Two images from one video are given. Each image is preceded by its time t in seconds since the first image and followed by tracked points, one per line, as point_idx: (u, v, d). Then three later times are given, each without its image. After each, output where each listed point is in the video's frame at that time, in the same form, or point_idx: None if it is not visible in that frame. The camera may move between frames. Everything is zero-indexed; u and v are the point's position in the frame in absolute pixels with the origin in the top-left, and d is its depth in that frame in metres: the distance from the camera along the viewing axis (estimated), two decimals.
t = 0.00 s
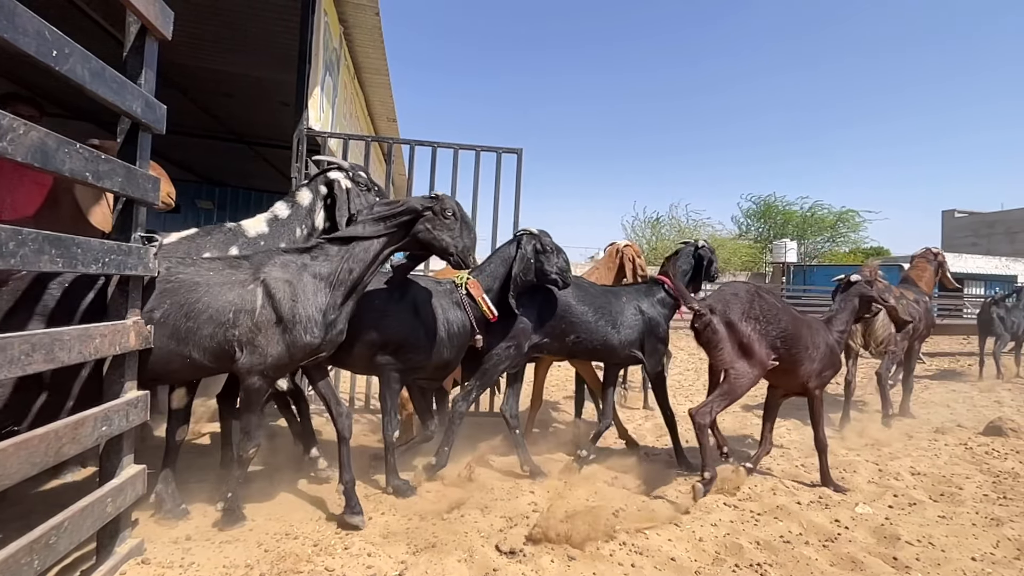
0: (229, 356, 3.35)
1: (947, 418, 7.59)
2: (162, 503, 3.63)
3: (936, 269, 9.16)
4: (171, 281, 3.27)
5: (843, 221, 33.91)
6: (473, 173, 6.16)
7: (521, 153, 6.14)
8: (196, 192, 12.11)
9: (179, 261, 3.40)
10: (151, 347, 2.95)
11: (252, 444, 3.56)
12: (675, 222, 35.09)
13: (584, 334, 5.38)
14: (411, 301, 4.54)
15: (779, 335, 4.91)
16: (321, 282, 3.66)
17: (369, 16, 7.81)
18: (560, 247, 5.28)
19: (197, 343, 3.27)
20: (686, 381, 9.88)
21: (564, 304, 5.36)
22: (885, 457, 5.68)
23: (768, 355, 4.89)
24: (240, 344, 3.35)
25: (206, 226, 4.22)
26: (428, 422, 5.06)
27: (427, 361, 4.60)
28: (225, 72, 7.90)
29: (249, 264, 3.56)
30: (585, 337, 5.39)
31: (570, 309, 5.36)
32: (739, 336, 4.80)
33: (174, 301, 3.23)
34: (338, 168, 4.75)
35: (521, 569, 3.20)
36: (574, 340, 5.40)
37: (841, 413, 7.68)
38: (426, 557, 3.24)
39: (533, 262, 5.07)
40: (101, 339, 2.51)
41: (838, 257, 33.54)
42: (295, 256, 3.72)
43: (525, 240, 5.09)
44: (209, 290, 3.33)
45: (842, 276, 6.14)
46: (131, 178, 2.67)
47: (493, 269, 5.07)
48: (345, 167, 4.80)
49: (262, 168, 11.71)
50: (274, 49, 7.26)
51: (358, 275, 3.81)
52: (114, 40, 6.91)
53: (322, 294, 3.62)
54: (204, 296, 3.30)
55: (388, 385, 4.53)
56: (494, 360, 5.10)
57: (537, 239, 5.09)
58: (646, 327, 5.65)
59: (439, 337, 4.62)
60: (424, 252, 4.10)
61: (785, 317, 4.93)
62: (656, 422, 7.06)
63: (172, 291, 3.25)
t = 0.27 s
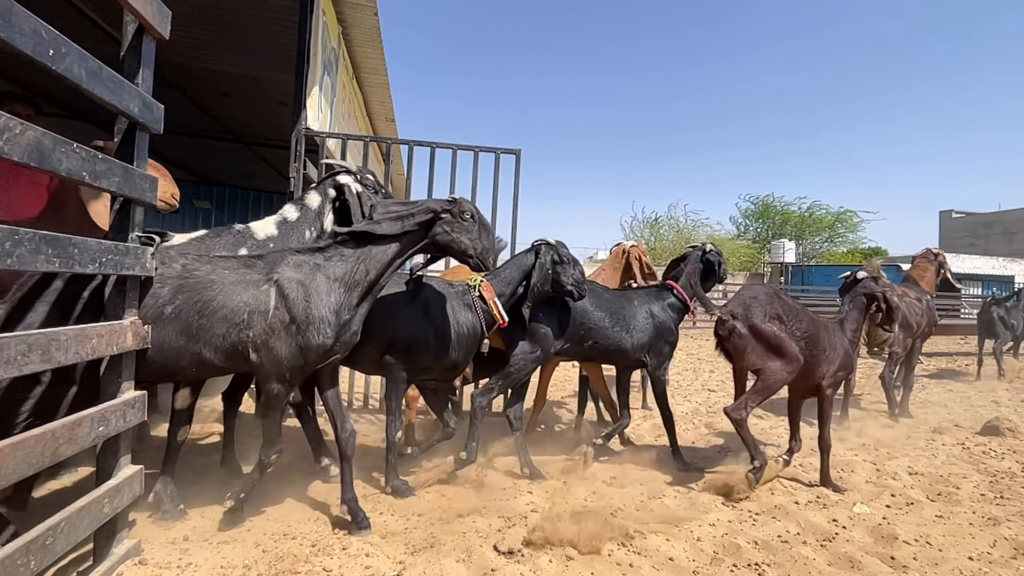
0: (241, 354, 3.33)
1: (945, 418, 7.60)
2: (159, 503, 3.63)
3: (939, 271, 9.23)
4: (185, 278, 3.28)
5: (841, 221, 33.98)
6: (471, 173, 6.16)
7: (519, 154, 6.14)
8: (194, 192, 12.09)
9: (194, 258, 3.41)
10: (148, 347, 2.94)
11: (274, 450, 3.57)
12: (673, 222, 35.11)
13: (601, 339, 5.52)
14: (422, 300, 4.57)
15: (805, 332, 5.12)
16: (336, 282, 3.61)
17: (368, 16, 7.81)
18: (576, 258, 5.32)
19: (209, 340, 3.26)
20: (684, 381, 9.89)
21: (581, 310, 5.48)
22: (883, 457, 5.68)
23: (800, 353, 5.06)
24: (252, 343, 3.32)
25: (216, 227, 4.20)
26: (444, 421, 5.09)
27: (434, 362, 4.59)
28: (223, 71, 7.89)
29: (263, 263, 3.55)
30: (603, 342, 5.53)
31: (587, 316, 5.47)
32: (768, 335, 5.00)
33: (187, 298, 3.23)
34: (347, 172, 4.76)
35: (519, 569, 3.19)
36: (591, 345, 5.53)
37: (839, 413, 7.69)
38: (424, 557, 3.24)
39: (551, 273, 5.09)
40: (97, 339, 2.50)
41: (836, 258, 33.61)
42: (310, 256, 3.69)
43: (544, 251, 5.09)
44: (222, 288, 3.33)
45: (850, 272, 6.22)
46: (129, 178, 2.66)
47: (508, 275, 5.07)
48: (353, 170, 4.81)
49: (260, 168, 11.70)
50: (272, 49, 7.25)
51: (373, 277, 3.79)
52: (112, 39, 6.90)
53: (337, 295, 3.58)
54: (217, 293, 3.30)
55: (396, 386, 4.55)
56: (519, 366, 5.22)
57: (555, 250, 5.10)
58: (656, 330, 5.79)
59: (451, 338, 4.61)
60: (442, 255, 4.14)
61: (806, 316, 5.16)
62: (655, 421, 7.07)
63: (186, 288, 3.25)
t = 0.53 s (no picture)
0: (256, 357, 3.32)
1: (943, 418, 7.61)
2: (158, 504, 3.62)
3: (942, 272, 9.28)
4: (204, 277, 3.27)
5: (840, 221, 34.02)
6: (470, 174, 6.16)
7: (518, 154, 6.15)
8: (193, 192, 12.08)
9: (212, 257, 3.39)
10: (146, 348, 2.94)
11: (300, 460, 3.61)
12: (672, 222, 35.13)
13: (618, 345, 5.57)
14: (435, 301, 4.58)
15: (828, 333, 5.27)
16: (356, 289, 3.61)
17: (367, 16, 7.80)
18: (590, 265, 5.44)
19: (224, 340, 3.23)
20: (683, 381, 9.90)
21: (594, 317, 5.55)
22: (881, 457, 5.69)
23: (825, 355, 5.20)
24: (269, 347, 3.32)
25: (226, 230, 4.19)
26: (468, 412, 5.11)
27: (442, 362, 4.59)
28: (222, 71, 7.88)
29: (282, 265, 3.53)
30: (620, 347, 5.58)
31: (602, 323, 5.54)
32: (793, 340, 5.14)
33: (204, 296, 3.21)
34: (355, 176, 4.75)
35: (518, 570, 3.19)
36: (608, 351, 5.58)
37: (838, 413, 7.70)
38: (422, 557, 3.24)
39: (568, 280, 5.20)
40: (96, 339, 2.50)
41: (834, 258, 33.67)
42: (329, 261, 3.68)
43: (561, 258, 5.21)
44: (240, 288, 3.31)
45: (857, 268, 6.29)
46: (127, 178, 2.66)
47: (522, 281, 5.18)
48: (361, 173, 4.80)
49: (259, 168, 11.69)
50: (271, 49, 7.25)
51: (392, 285, 3.79)
52: (111, 39, 6.89)
53: (356, 302, 3.58)
54: (235, 293, 3.28)
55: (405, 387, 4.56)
56: (543, 366, 5.34)
57: (571, 258, 5.23)
58: (667, 333, 5.81)
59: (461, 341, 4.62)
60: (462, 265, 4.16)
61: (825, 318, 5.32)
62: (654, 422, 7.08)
63: (203, 287, 3.24)
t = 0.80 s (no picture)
0: (276, 360, 3.32)
1: (942, 417, 7.61)
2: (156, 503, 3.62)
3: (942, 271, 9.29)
4: (223, 276, 3.30)
5: (839, 221, 34.06)
6: (469, 174, 6.16)
7: (517, 155, 6.15)
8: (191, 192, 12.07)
9: (232, 256, 3.41)
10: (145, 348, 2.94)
11: (331, 467, 3.54)
12: (671, 222, 35.15)
13: (634, 347, 5.64)
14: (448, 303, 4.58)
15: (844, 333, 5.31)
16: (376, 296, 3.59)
17: (366, 16, 7.80)
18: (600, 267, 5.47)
19: (241, 340, 3.23)
20: (682, 381, 9.91)
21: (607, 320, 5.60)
22: (880, 457, 5.69)
23: (842, 355, 5.25)
24: (291, 352, 3.32)
25: (237, 231, 4.21)
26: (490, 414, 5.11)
27: (451, 364, 4.58)
28: (220, 71, 7.87)
29: (303, 269, 3.53)
30: (636, 350, 5.65)
31: (615, 326, 5.60)
32: (811, 343, 5.18)
33: (223, 295, 3.23)
34: (364, 180, 4.76)
35: (517, 570, 3.19)
36: (625, 355, 5.65)
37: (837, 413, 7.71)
38: (421, 557, 3.24)
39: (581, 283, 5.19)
40: (93, 339, 2.49)
41: (833, 258, 33.63)
42: (351, 268, 3.67)
43: (574, 262, 5.20)
44: (259, 288, 3.32)
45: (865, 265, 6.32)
46: (125, 178, 2.65)
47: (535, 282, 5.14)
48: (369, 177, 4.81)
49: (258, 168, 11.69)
50: (270, 49, 7.24)
51: (413, 295, 3.77)
52: (109, 39, 6.88)
53: (377, 311, 3.55)
54: (253, 292, 3.29)
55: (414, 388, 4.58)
56: (567, 367, 5.38)
57: (584, 260, 5.22)
58: (677, 333, 5.87)
59: (471, 343, 4.62)
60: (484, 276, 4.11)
61: (840, 319, 5.36)
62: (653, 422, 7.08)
63: (223, 286, 3.26)
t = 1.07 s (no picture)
0: (297, 361, 3.35)
1: (941, 417, 7.62)
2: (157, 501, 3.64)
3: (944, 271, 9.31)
4: (245, 274, 3.30)
5: (838, 221, 34.12)
6: (468, 174, 6.16)
7: (516, 156, 6.15)
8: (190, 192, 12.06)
9: (253, 254, 3.41)
10: (144, 348, 2.94)
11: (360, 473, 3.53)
12: (671, 222, 35.16)
13: (646, 348, 5.57)
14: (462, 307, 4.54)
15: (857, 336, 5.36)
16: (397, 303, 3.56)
17: (365, 16, 7.80)
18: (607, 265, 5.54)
19: (261, 339, 3.25)
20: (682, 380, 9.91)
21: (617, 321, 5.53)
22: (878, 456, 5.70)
23: (857, 357, 5.30)
24: (314, 356, 3.36)
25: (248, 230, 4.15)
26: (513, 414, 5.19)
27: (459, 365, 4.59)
28: (219, 71, 7.86)
29: (326, 272, 3.53)
30: (649, 351, 5.58)
31: (630, 327, 5.53)
32: (825, 346, 5.24)
33: (245, 294, 3.24)
34: (376, 182, 4.83)
35: (516, 570, 3.19)
36: (638, 356, 5.56)
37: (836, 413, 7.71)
38: (420, 557, 3.24)
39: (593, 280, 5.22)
40: (92, 338, 2.49)
41: (832, 258, 33.70)
42: (373, 273, 3.65)
43: (585, 261, 5.22)
44: (281, 289, 3.33)
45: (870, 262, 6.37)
46: (123, 178, 2.65)
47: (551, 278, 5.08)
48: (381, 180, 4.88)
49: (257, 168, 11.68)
50: (268, 49, 7.23)
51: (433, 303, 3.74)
52: (107, 38, 6.87)
53: (399, 319, 3.55)
54: (275, 293, 3.30)
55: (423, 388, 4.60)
56: (587, 367, 5.36)
57: (594, 259, 5.25)
58: (686, 332, 5.86)
59: (480, 345, 4.61)
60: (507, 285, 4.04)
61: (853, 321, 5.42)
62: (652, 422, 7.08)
63: (244, 285, 3.27)
